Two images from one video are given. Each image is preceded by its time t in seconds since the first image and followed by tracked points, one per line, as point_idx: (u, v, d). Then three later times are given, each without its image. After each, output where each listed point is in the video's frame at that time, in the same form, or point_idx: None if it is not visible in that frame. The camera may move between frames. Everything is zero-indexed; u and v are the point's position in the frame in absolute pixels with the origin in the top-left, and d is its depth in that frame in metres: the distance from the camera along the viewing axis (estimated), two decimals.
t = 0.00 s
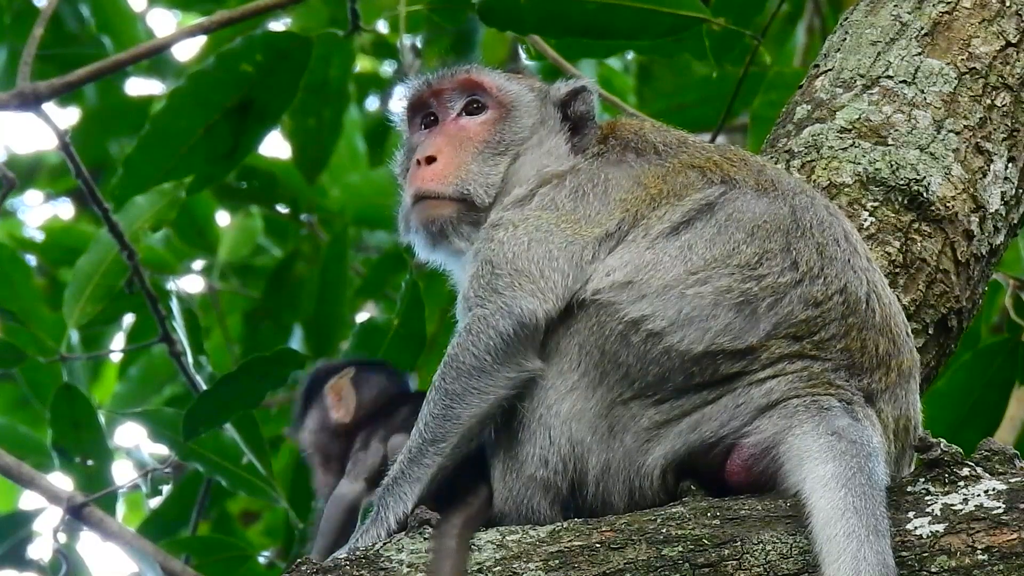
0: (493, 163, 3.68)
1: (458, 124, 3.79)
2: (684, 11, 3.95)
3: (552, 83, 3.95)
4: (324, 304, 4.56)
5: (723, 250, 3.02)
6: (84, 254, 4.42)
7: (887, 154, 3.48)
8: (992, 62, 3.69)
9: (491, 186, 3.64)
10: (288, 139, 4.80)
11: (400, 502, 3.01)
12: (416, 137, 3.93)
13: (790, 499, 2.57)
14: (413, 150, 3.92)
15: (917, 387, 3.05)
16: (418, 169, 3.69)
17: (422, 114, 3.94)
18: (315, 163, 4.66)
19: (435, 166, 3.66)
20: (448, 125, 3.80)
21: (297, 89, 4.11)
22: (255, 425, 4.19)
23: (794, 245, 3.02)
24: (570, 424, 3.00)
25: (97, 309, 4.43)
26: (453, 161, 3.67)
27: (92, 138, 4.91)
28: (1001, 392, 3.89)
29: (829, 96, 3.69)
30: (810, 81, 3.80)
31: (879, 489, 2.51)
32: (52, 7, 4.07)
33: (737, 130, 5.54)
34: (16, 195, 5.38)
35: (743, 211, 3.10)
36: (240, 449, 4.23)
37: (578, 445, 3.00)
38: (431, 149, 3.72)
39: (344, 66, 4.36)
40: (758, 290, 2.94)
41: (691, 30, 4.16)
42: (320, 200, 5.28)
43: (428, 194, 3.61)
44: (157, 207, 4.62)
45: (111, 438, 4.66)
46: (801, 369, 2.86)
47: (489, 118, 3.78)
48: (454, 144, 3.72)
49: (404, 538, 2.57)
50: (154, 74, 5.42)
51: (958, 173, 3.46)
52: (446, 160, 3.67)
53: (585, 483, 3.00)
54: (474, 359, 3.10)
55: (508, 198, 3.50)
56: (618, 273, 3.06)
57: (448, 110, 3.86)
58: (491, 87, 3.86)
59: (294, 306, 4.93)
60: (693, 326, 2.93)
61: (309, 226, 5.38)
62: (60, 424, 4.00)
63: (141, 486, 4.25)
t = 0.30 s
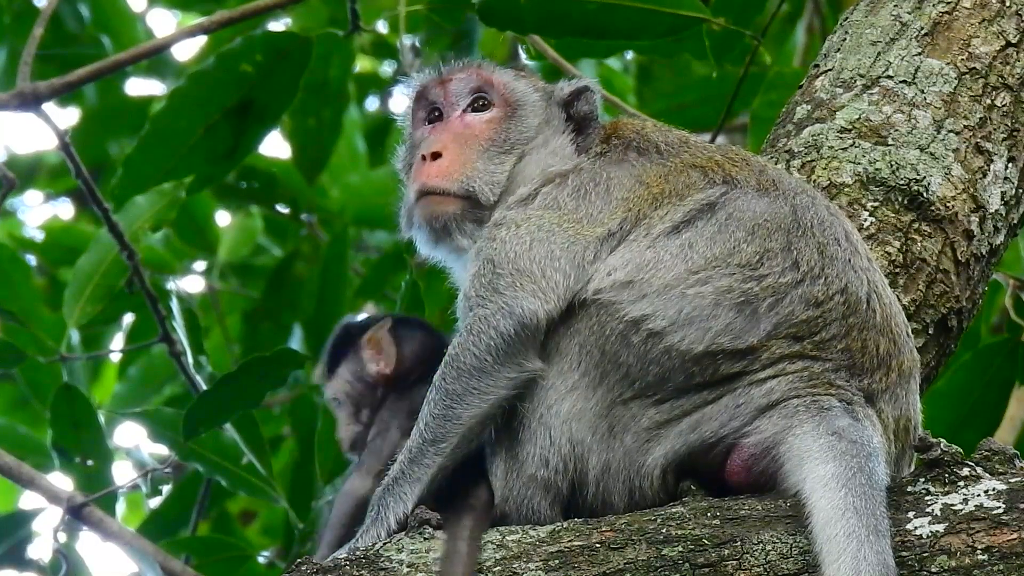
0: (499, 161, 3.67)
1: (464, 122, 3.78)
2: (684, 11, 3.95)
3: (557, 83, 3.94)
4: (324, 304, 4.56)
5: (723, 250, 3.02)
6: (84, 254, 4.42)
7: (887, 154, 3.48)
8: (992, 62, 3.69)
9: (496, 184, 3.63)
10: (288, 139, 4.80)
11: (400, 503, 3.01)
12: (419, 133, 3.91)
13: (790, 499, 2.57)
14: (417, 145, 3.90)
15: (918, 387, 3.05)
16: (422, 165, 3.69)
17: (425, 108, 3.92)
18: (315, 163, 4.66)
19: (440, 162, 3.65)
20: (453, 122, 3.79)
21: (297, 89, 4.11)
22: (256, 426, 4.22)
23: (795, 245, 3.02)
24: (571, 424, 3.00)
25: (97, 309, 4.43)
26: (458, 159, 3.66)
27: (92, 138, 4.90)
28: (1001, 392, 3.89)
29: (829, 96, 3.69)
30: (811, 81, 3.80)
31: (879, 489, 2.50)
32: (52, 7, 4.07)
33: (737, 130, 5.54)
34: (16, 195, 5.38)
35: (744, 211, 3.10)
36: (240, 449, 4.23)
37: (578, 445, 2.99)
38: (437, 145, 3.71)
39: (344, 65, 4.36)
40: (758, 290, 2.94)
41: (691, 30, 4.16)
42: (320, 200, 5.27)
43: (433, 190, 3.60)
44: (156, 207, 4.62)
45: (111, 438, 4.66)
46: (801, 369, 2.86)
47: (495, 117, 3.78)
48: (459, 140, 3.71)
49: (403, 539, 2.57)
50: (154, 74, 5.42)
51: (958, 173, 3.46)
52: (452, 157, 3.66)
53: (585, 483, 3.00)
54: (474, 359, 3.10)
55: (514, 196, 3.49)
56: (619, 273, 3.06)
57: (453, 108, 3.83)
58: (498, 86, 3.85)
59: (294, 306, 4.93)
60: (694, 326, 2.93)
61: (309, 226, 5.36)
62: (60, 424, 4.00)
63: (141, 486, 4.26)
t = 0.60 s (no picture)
0: (501, 161, 3.66)
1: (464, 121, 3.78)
2: (684, 11, 3.95)
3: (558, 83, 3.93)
4: (324, 303, 4.56)
5: (724, 249, 3.02)
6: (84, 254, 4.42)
7: (887, 154, 3.48)
8: (992, 62, 3.69)
9: (498, 184, 3.63)
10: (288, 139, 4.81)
11: (401, 503, 3.00)
12: (421, 131, 3.91)
13: (790, 499, 2.57)
14: (418, 144, 3.90)
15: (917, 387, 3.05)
16: (424, 163, 3.67)
17: (427, 107, 3.92)
18: (315, 163, 4.66)
19: (442, 161, 3.64)
20: (454, 121, 3.79)
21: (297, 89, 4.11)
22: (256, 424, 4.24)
23: (795, 244, 3.02)
24: (571, 424, 3.00)
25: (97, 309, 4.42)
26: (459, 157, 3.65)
27: (92, 138, 4.91)
28: (1001, 392, 3.89)
29: (829, 96, 3.69)
30: (810, 81, 3.80)
31: (879, 488, 2.50)
32: (52, 7, 4.07)
33: (737, 130, 5.54)
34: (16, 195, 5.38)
35: (744, 210, 3.10)
36: (240, 449, 4.23)
37: (578, 445, 2.99)
38: (439, 143, 3.70)
39: (343, 66, 4.37)
40: (758, 290, 2.94)
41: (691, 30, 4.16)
42: (320, 200, 5.25)
43: (435, 188, 3.59)
44: (156, 207, 4.62)
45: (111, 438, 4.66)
46: (801, 369, 2.86)
47: (496, 117, 3.77)
48: (461, 139, 3.71)
49: (403, 538, 2.54)
50: (154, 74, 5.42)
51: (958, 173, 3.46)
52: (454, 156, 3.65)
53: (585, 483, 3.00)
54: (475, 359, 3.10)
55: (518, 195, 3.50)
56: (620, 273, 3.06)
57: (455, 107, 3.84)
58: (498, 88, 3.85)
59: (293, 306, 4.92)
60: (694, 325, 2.93)
61: (309, 226, 5.37)
62: (60, 424, 4.00)
63: (141, 486, 4.26)
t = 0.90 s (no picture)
0: (502, 161, 3.66)
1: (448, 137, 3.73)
2: (684, 11, 3.96)
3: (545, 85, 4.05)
4: (325, 303, 4.57)
5: (724, 249, 3.02)
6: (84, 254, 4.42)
7: (887, 154, 3.48)
8: (992, 62, 3.69)
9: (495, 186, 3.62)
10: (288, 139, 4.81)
11: (400, 502, 3.01)
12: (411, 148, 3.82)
13: (790, 499, 2.57)
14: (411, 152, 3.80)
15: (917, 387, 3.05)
16: (413, 189, 3.67)
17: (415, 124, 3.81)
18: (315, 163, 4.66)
19: (430, 186, 3.63)
20: (442, 138, 3.74)
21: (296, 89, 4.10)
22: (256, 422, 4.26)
23: (796, 244, 3.02)
24: (571, 424, 3.00)
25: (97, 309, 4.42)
26: (447, 180, 3.65)
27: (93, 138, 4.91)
28: (1001, 392, 3.89)
29: (829, 96, 3.69)
30: (811, 81, 3.80)
31: (879, 488, 2.50)
32: (53, 7, 4.07)
33: (737, 130, 5.54)
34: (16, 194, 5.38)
35: (744, 210, 3.10)
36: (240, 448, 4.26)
37: (578, 445, 3.00)
38: (427, 165, 3.68)
39: (344, 66, 4.34)
40: (758, 290, 2.94)
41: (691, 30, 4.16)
42: (320, 200, 5.27)
43: (426, 216, 3.60)
44: (157, 207, 4.62)
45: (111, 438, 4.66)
46: (801, 369, 2.86)
47: (482, 128, 3.72)
48: (448, 159, 3.68)
49: (403, 539, 2.53)
50: (155, 74, 5.42)
51: (958, 173, 3.46)
52: (441, 180, 3.64)
53: (585, 483, 3.00)
54: (475, 359, 3.10)
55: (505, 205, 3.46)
56: (620, 273, 3.06)
57: (439, 122, 3.76)
58: (483, 96, 3.77)
59: (293, 306, 4.92)
60: (694, 325, 2.93)
61: (309, 226, 5.30)
62: (59, 424, 4.00)
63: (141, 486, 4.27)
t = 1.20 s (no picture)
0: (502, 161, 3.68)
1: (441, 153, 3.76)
2: (684, 11, 3.96)
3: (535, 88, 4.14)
4: (324, 303, 4.57)
5: (724, 249, 3.02)
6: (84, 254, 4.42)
7: (887, 154, 3.48)
8: (992, 62, 3.69)
9: (495, 186, 3.62)
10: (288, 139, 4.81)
11: (400, 502, 3.01)
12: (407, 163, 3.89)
13: (790, 499, 2.57)
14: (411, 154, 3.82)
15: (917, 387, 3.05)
16: (411, 210, 3.69)
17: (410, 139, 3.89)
18: (315, 163, 4.66)
19: (428, 204, 3.65)
20: (435, 154, 3.78)
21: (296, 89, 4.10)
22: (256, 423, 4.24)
23: (795, 244, 3.02)
24: (570, 423, 3.00)
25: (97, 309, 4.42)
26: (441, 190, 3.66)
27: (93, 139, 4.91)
28: (1001, 392, 3.88)
29: (829, 96, 3.69)
30: (811, 81, 3.80)
31: (879, 488, 2.51)
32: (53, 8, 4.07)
33: (738, 130, 5.53)
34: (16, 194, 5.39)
35: (744, 211, 3.11)
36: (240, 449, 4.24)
37: (578, 445, 3.00)
38: (423, 185, 3.71)
39: (343, 66, 4.35)
40: (758, 290, 2.94)
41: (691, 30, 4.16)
42: (320, 200, 5.25)
43: (425, 232, 3.61)
44: (157, 207, 4.62)
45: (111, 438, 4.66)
46: (801, 369, 2.86)
47: (473, 140, 3.75)
48: (443, 175, 3.71)
49: (403, 539, 2.53)
50: (154, 74, 5.42)
51: (958, 173, 3.46)
52: (439, 196, 3.65)
53: (585, 483, 3.00)
54: (475, 359, 3.10)
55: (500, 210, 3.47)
56: (620, 274, 3.06)
57: (431, 139, 3.81)
58: (471, 107, 3.80)
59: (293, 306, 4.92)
60: (694, 325, 2.93)
61: (310, 226, 5.33)
62: (59, 424, 4.00)
63: (141, 486, 4.26)
